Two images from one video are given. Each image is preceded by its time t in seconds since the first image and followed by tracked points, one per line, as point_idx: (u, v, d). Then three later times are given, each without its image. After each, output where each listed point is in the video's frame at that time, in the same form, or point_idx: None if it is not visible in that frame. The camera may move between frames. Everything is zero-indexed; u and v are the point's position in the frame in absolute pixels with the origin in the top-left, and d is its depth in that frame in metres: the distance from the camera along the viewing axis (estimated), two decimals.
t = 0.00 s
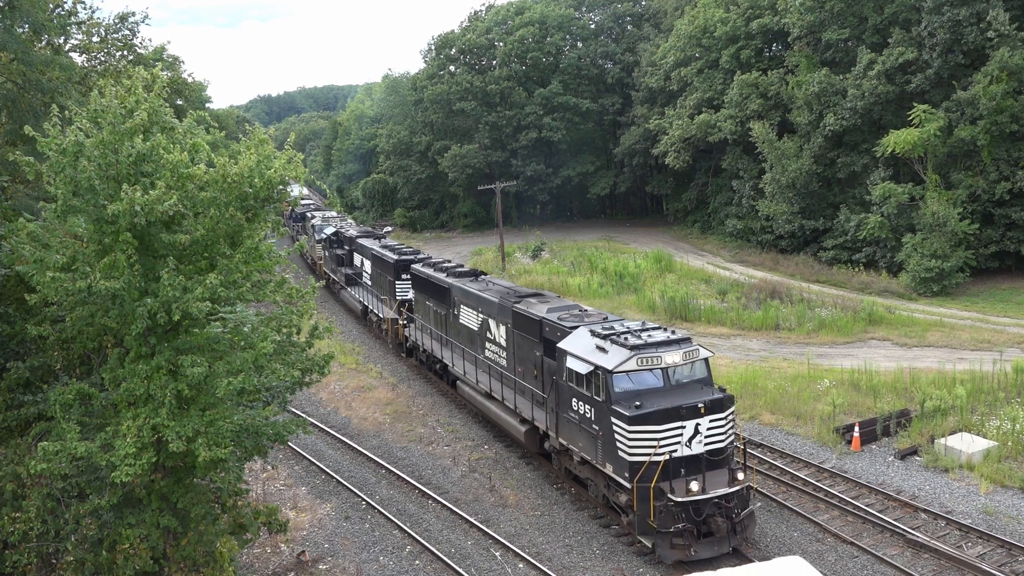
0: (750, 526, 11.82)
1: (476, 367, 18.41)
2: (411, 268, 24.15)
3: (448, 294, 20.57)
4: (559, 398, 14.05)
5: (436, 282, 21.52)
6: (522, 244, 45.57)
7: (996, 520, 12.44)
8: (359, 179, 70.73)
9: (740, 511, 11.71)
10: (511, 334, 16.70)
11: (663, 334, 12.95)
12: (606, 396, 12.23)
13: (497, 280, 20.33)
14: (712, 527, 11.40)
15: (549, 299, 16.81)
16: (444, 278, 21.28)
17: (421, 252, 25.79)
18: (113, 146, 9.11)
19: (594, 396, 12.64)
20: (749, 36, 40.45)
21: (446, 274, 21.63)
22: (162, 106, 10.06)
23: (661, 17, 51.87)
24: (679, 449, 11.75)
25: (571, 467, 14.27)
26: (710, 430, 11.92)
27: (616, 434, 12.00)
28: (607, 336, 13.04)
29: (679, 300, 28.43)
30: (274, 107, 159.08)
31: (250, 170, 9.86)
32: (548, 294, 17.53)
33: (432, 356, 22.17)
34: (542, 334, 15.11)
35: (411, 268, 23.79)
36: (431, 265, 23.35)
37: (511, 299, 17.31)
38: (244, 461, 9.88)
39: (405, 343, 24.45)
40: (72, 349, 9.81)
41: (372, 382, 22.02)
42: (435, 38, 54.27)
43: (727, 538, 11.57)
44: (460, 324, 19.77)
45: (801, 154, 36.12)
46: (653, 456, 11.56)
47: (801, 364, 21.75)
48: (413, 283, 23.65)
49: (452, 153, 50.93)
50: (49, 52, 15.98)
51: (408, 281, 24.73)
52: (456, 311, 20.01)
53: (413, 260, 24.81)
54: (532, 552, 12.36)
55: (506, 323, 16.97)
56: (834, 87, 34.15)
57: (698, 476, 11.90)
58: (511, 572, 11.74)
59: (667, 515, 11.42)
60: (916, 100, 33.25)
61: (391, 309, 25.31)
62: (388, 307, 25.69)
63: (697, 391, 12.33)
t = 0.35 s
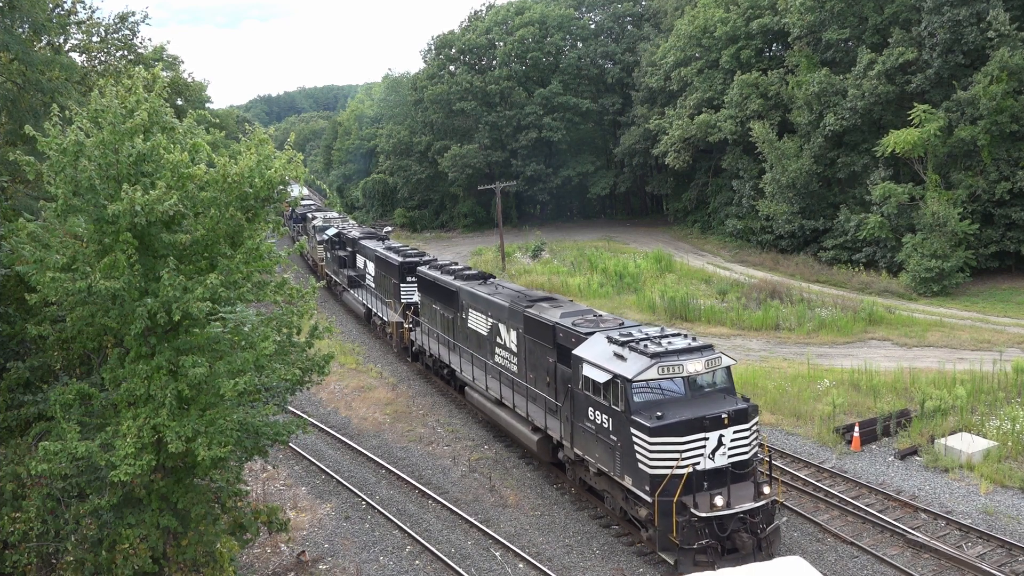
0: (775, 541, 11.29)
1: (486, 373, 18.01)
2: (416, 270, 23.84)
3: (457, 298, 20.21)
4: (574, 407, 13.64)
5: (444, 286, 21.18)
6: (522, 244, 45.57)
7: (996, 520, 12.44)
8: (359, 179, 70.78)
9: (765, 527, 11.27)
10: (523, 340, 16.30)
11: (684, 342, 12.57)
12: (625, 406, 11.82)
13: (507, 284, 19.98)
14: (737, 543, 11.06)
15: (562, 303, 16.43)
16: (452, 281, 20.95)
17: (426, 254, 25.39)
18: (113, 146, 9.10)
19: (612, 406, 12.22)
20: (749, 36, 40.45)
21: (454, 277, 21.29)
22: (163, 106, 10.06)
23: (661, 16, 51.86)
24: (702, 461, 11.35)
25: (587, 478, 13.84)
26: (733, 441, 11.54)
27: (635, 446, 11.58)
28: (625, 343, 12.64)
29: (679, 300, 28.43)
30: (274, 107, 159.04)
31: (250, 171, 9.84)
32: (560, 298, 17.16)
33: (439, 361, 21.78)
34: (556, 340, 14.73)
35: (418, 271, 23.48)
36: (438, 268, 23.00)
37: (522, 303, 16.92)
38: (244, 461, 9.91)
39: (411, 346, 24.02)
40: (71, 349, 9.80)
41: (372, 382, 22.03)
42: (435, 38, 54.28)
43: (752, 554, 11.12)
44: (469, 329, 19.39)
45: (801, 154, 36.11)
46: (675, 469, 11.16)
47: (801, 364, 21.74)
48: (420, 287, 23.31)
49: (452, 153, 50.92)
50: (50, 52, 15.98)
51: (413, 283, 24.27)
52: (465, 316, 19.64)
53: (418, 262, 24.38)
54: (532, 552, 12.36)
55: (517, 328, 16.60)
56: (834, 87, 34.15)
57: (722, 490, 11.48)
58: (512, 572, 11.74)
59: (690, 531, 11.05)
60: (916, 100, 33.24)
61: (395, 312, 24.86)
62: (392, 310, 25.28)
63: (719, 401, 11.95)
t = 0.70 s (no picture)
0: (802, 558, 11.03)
1: (496, 380, 17.49)
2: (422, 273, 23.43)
3: (464, 301, 19.75)
4: (590, 416, 13.11)
5: (451, 289, 20.65)
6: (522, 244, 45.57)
7: (996, 520, 12.44)
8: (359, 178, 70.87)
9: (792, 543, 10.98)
10: (535, 346, 15.80)
11: (706, 350, 12.06)
12: (646, 417, 11.32)
13: (517, 287, 19.45)
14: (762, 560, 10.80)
15: (576, 307, 15.88)
16: (460, 284, 20.42)
17: (432, 256, 25.09)
18: (113, 146, 9.10)
19: (632, 416, 11.71)
20: (749, 36, 40.45)
21: (462, 280, 20.78)
22: (162, 106, 10.06)
23: (661, 16, 51.86)
24: (727, 475, 10.96)
25: (603, 490, 13.32)
26: (759, 454, 11.17)
27: (657, 459, 11.11)
28: (644, 351, 12.16)
29: (679, 299, 28.43)
30: (274, 107, 159.06)
31: (250, 171, 9.84)
32: (572, 302, 16.61)
33: (446, 366, 21.27)
34: (569, 346, 14.18)
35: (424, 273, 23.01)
36: (445, 271, 22.49)
37: (534, 307, 16.43)
38: (244, 461, 9.89)
39: (417, 350, 23.51)
40: (72, 349, 9.81)
41: (372, 382, 22.04)
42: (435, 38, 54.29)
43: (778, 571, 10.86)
44: (477, 333, 18.87)
45: (801, 154, 36.11)
46: (700, 484, 10.74)
47: (801, 364, 21.74)
48: (426, 289, 22.88)
49: (452, 153, 50.91)
50: (50, 52, 15.99)
51: (419, 286, 24.01)
52: (473, 319, 19.17)
53: (424, 265, 24.09)
54: (532, 552, 12.35)
55: (529, 333, 16.05)
56: (834, 87, 34.14)
57: (748, 505, 11.09)
58: (511, 572, 11.74)
59: (715, 548, 10.68)
60: (916, 100, 33.22)
61: (401, 315, 24.56)
62: (398, 313, 24.92)
63: (744, 411, 11.54)
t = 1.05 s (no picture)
0: None
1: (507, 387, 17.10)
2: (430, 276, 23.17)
3: (474, 305, 19.48)
4: (607, 426, 12.68)
5: (460, 293, 20.38)
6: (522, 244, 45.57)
7: (996, 520, 12.45)
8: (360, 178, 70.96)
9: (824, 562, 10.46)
10: (548, 352, 15.46)
11: (731, 357, 11.58)
12: (669, 429, 10.85)
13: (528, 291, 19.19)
14: None
15: (590, 312, 15.60)
16: (469, 288, 20.15)
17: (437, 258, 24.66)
18: (114, 146, 9.10)
19: (653, 427, 11.26)
20: (749, 36, 40.45)
21: (471, 284, 20.50)
22: (162, 106, 10.06)
23: (661, 17, 51.85)
24: (754, 490, 10.53)
25: (620, 503, 12.85)
26: (788, 468, 10.72)
27: (680, 474, 10.66)
28: (666, 359, 11.66)
29: (679, 299, 28.44)
30: (274, 107, 159.13)
31: (250, 171, 9.83)
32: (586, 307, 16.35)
33: (454, 372, 20.86)
34: (585, 353, 13.87)
35: (432, 276, 22.77)
36: (453, 274, 22.23)
37: (546, 312, 16.12)
38: (245, 461, 9.86)
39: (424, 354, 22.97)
40: (72, 349, 9.81)
41: (372, 382, 22.05)
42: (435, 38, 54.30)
43: None
44: (488, 338, 18.58)
45: (801, 154, 36.11)
46: (727, 499, 10.29)
47: (801, 364, 21.74)
48: (433, 293, 22.65)
49: (452, 153, 50.91)
50: (50, 52, 16.00)
51: (424, 289, 23.55)
52: (483, 324, 18.90)
53: (430, 267, 23.63)
54: (532, 552, 12.35)
55: (543, 339, 15.76)
56: (834, 87, 34.15)
57: (777, 521, 10.63)
58: (511, 572, 11.73)
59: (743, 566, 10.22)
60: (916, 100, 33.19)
61: (406, 318, 24.08)
62: (403, 316, 24.40)
63: (771, 422, 11.07)
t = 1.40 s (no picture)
0: None
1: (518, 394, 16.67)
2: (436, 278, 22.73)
3: (483, 309, 19.01)
4: (627, 437, 12.27)
5: (468, 296, 19.90)
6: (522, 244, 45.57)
7: (996, 520, 12.45)
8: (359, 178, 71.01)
9: None
10: (562, 359, 15.04)
11: (757, 367, 11.20)
12: (695, 442, 10.49)
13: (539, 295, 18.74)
14: None
15: (606, 318, 15.17)
16: (477, 291, 19.68)
17: (443, 261, 24.52)
18: (114, 146, 9.11)
19: (677, 440, 10.89)
20: (749, 36, 40.46)
21: (479, 287, 20.05)
22: (162, 106, 10.05)
23: (661, 16, 51.84)
24: (785, 506, 10.19)
25: (640, 517, 12.46)
26: (819, 483, 10.35)
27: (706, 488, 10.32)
28: (689, 368, 11.31)
29: (678, 299, 28.44)
30: (274, 107, 159.02)
31: (250, 171, 9.82)
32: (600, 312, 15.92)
33: (462, 378, 20.41)
34: (602, 360, 13.46)
35: (438, 279, 22.28)
36: (460, 277, 21.75)
37: (560, 318, 15.71)
38: (245, 462, 9.83)
39: (431, 359, 22.65)
40: (72, 349, 9.82)
41: (372, 382, 22.05)
42: (435, 38, 54.31)
43: None
44: (498, 344, 18.12)
45: (801, 155, 36.11)
46: (756, 516, 9.98)
47: (801, 364, 21.74)
48: (439, 295, 22.22)
49: (452, 153, 50.89)
50: (50, 52, 15.99)
51: (430, 291, 23.46)
52: (492, 329, 18.43)
53: (436, 270, 23.53)
54: (532, 552, 12.35)
55: (556, 345, 15.34)
56: (834, 87, 34.16)
57: (808, 539, 10.28)
58: (512, 572, 11.73)
59: None
60: (916, 100, 33.19)
61: (411, 322, 23.90)
62: (407, 319, 24.22)
63: (801, 435, 10.68)
